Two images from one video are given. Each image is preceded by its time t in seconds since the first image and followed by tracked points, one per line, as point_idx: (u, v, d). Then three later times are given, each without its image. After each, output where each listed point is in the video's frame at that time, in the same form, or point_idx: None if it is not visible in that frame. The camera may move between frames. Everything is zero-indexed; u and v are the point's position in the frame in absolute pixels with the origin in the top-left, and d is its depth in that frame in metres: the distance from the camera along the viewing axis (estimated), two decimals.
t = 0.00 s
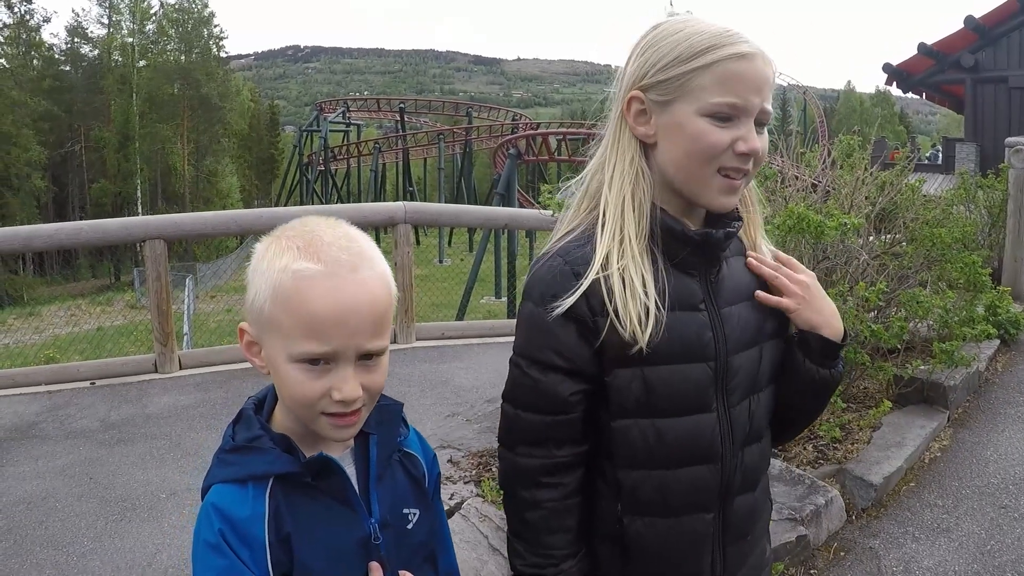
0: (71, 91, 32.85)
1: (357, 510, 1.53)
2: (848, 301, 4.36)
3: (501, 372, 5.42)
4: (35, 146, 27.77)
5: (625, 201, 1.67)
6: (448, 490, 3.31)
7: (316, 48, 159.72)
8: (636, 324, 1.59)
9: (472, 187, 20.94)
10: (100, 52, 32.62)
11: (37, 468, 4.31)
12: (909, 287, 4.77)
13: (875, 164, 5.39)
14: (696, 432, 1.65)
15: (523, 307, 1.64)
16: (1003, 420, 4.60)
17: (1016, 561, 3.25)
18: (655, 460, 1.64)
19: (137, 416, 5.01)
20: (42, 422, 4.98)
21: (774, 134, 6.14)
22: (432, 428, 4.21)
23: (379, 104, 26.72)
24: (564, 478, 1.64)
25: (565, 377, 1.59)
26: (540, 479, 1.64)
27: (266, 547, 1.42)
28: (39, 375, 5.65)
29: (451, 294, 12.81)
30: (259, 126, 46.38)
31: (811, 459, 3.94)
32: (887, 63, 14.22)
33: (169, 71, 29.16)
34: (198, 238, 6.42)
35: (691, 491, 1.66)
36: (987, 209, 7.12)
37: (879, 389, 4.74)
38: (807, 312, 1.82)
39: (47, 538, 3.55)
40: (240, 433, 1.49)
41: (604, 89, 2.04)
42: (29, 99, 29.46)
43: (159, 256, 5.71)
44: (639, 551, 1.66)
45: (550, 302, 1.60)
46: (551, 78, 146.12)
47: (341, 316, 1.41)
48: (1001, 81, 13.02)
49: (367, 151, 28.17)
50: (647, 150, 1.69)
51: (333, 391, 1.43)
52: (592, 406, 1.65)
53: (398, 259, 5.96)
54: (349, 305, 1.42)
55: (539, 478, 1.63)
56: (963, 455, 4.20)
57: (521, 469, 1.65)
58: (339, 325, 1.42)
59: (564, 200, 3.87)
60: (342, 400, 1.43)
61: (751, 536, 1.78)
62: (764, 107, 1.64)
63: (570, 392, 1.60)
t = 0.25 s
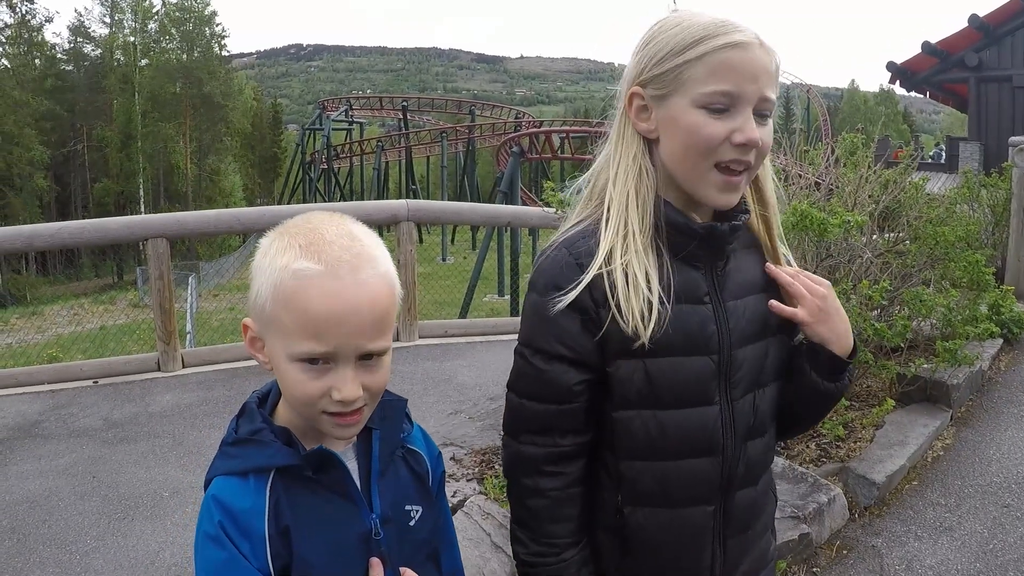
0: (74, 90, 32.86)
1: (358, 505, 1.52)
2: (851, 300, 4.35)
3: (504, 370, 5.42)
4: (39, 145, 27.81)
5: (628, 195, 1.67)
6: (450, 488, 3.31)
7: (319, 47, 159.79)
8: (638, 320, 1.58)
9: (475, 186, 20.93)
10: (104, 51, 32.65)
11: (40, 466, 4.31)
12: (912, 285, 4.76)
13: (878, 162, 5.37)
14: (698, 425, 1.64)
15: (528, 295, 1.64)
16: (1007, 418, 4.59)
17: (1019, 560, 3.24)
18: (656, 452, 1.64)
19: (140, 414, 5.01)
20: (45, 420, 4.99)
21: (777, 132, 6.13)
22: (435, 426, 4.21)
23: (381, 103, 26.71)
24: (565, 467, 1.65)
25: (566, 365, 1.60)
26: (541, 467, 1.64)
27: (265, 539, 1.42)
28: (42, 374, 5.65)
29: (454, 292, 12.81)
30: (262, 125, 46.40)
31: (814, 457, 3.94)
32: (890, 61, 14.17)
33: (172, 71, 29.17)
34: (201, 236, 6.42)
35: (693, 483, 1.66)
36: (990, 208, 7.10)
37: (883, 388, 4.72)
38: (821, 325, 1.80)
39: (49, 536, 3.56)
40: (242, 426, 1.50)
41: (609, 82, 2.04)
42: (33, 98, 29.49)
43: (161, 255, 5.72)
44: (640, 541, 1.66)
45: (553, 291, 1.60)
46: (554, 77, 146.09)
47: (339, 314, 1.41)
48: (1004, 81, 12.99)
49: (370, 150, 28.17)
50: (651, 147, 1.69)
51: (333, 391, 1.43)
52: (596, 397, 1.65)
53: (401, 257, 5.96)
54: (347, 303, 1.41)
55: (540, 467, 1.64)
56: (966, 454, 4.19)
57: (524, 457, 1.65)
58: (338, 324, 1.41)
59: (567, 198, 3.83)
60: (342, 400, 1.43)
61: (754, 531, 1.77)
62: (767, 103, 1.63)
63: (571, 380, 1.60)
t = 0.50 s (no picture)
0: (76, 89, 32.86)
1: (354, 505, 1.52)
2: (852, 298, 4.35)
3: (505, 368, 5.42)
4: (41, 144, 27.83)
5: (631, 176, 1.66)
6: (452, 486, 3.31)
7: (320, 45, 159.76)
8: (636, 288, 1.58)
9: (477, 184, 20.93)
10: (106, 49, 32.65)
11: (42, 465, 4.32)
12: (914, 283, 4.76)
13: (880, 160, 5.36)
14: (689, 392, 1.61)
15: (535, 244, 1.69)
16: (1009, 417, 4.58)
17: (1021, 558, 3.24)
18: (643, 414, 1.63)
19: (141, 413, 5.02)
20: (46, 419, 5.00)
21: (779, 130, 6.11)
22: (436, 425, 4.21)
23: (383, 101, 26.69)
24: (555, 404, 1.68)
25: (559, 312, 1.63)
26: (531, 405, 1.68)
27: (260, 538, 1.42)
28: (44, 373, 5.66)
29: (456, 291, 12.81)
30: (264, 123, 46.41)
31: (815, 455, 3.93)
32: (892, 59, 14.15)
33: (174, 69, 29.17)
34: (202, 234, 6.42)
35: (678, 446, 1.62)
36: (992, 205, 7.09)
37: (884, 385, 4.72)
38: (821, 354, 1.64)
39: (50, 534, 3.56)
40: (240, 425, 1.50)
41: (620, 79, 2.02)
42: (35, 97, 29.50)
43: (163, 253, 5.72)
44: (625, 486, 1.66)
45: (552, 257, 1.64)
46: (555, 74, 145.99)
47: (335, 317, 1.41)
48: (1006, 78, 12.98)
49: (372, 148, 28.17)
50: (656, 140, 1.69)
51: (327, 393, 1.43)
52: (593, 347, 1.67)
53: (403, 255, 5.95)
54: (344, 306, 1.42)
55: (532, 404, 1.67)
56: (968, 452, 4.19)
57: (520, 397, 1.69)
58: (335, 327, 1.41)
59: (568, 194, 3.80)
60: (336, 403, 1.43)
61: (754, 509, 1.68)
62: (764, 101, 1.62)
63: (560, 322, 1.63)
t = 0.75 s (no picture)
0: (78, 88, 32.86)
1: (353, 504, 1.53)
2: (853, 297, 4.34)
3: (506, 368, 5.42)
4: (43, 143, 27.84)
5: (634, 179, 1.66)
6: (453, 486, 3.31)
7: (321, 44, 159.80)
8: (631, 293, 1.59)
9: (478, 183, 20.92)
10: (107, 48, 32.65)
11: (43, 465, 4.32)
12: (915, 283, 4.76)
13: (882, 159, 5.36)
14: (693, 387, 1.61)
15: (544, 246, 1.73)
16: (1010, 416, 4.58)
17: None
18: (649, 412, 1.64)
19: (142, 412, 5.02)
20: (47, 418, 5.00)
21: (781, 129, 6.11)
22: (437, 424, 4.21)
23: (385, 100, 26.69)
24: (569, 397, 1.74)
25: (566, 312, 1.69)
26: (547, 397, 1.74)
27: (259, 537, 1.42)
28: (44, 372, 5.66)
29: (458, 290, 12.80)
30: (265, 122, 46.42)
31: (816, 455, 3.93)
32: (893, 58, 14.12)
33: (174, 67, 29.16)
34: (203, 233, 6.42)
35: (680, 444, 1.63)
36: (994, 205, 7.08)
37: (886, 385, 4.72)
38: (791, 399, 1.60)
39: (51, 533, 3.56)
40: (240, 424, 1.50)
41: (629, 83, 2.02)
42: (36, 95, 29.50)
43: (164, 253, 5.72)
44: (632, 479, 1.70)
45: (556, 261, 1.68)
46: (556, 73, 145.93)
47: (334, 316, 1.41)
48: (1007, 77, 12.98)
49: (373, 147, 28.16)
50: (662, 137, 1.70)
51: (325, 392, 1.43)
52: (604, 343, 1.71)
53: (404, 255, 5.95)
54: (343, 305, 1.42)
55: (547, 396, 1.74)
56: (969, 452, 4.18)
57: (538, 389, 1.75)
58: (333, 325, 1.41)
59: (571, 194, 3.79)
60: (335, 402, 1.43)
61: (763, 506, 1.66)
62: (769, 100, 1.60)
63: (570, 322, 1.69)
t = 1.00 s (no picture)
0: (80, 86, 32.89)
1: (353, 503, 1.53)
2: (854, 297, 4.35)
3: (508, 367, 5.42)
4: (44, 142, 27.87)
5: (645, 186, 1.66)
6: (454, 485, 3.31)
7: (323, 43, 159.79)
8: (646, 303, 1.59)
9: (480, 183, 20.93)
10: (109, 47, 32.67)
11: (44, 463, 4.32)
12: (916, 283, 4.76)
13: (883, 159, 5.36)
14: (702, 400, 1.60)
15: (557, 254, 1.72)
16: (1011, 417, 4.58)
17: None
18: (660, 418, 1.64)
19: (144, 410, 5.02)
20: (48, 416, 5.00)
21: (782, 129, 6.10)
22: (439, 423, 4.22)
23: (387, 99, 26.70)
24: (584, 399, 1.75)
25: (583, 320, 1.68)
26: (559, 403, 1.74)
27: (260, 534, 1.42)
28: (46, 370, 5.67)
29: (459, 289, 12.82)
30: (267, 121, 46.44)
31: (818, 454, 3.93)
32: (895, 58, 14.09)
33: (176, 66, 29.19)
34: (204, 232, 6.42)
35: (689, 449, 1.63)
36: (995, 205, 7.08)
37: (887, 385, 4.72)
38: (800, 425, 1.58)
39: (52, 531, 3.57)
40: (242, 420, 1.50)
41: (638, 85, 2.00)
42: (38, 94, 29.52)
43: (166, 251, 5.73)
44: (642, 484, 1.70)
45: (569, 271, 1.68)
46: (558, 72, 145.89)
47: (338, 317, 1.41)
48: (1009, 77, 12.97)
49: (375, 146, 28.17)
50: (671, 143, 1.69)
51: (329, 393, 1.43)
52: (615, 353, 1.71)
53: (406, 254, 5.95)
54: (344, 308, 1.41)
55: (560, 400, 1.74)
56: (971, 452, 4.18)
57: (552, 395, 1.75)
58: (337, 327, 1.41)
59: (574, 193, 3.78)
60: (338, 403, 1.43)
61: (771, 512, 1.66)
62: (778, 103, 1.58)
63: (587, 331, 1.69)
